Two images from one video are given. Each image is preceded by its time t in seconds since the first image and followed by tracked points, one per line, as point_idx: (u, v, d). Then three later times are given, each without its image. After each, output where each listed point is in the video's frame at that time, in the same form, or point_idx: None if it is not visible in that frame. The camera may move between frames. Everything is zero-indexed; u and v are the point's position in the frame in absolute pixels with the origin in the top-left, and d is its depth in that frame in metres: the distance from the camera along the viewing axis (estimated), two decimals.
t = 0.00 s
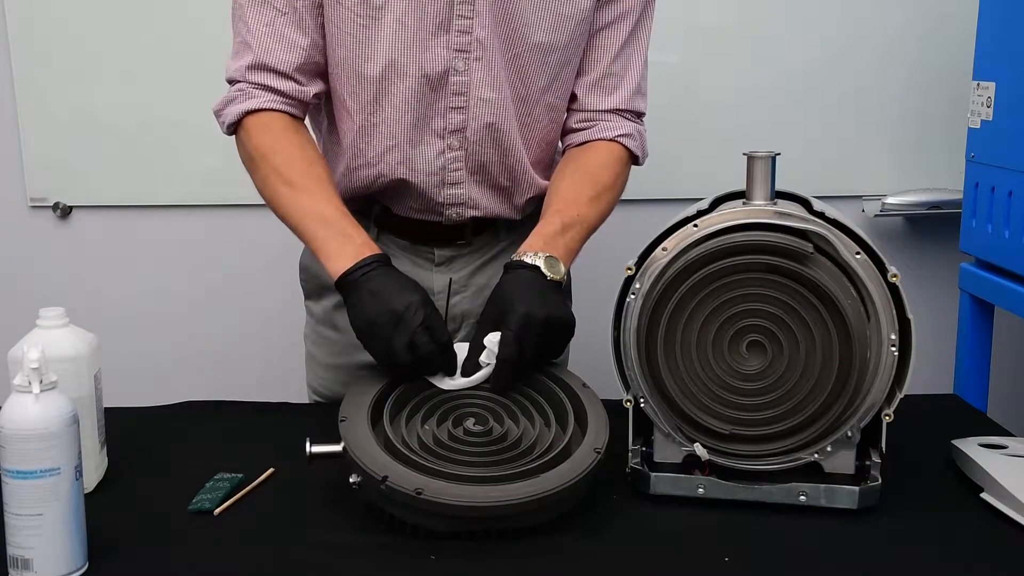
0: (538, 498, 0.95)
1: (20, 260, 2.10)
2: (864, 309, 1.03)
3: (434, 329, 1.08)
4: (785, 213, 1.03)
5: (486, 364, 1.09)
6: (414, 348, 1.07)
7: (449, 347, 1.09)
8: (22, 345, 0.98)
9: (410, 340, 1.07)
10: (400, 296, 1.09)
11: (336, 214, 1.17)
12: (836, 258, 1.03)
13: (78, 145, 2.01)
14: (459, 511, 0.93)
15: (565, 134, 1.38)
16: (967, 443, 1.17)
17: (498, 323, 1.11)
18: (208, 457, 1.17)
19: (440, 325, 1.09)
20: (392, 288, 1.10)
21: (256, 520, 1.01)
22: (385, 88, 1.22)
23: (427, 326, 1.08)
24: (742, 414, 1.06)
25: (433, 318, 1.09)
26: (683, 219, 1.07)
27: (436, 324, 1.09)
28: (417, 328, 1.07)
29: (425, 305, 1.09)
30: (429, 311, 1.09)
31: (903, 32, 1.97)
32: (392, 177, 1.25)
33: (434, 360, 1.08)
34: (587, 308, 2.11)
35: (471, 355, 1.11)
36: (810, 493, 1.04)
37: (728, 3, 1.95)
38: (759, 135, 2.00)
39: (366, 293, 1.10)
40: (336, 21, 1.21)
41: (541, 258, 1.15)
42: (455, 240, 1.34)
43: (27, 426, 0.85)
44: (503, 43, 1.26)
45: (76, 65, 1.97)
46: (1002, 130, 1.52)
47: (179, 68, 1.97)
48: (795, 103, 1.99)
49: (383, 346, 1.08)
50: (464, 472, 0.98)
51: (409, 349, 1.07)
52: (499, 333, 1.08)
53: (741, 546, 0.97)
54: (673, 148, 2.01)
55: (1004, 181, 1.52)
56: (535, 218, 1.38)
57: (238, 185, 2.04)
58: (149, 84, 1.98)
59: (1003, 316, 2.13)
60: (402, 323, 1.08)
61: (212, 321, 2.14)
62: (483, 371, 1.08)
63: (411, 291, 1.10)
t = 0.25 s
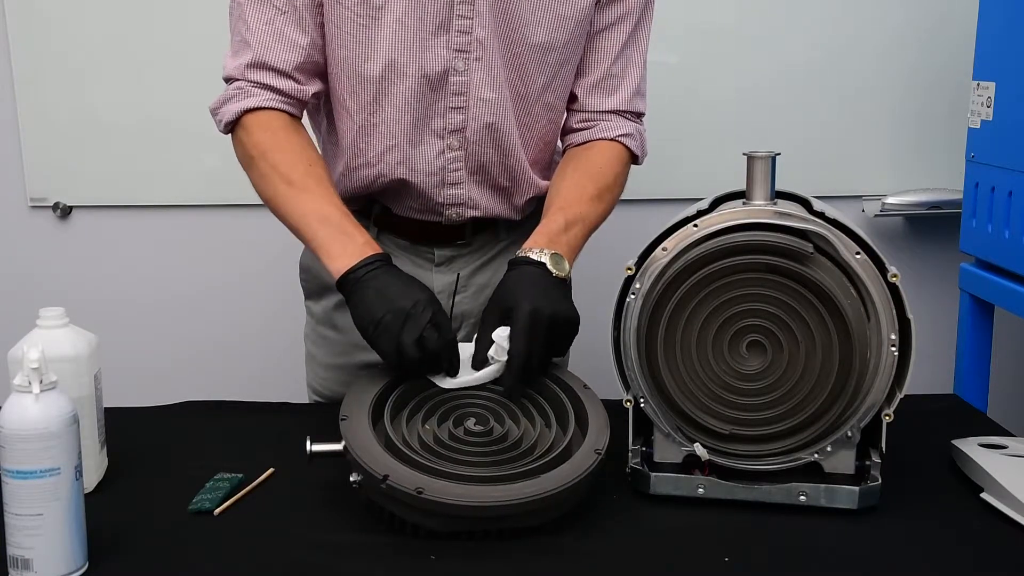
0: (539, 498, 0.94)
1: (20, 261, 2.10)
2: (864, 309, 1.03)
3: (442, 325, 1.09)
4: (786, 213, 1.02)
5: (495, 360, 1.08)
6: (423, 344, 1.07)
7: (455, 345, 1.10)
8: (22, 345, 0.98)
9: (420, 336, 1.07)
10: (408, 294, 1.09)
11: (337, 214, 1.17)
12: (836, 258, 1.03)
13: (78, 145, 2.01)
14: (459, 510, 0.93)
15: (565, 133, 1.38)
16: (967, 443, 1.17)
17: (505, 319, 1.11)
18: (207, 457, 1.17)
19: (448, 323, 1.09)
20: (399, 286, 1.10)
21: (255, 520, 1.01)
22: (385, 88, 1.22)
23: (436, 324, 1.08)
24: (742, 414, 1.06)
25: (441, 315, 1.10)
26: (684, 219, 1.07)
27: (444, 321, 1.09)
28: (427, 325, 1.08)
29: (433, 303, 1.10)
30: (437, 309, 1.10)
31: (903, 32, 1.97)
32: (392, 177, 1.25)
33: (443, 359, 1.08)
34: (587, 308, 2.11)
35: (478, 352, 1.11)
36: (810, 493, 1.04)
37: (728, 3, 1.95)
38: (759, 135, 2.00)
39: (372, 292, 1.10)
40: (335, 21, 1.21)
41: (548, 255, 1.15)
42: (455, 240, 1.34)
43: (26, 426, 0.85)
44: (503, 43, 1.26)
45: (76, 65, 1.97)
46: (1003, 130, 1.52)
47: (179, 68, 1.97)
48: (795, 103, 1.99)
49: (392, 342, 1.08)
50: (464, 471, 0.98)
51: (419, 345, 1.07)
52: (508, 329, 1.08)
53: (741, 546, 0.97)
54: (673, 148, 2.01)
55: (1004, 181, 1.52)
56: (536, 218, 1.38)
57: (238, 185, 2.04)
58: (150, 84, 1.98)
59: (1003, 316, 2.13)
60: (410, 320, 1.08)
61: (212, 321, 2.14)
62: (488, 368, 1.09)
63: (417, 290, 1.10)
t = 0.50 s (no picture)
0: (539, 499, 0.94)
1: (20, 261, 2.10)
2: (864, 309, 1.03)
3: (442, 326, 1.09)
4: (785, 213, 1.02)
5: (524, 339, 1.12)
6: (424, 344, 1.07)
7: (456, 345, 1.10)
8: (22, 345, 0.98)
9: (421, 336, 1.07)
10: (407, 295, 1.10)
11: (335, 216, 1.17)
12: (836, 258, 1.03)
13: (78, 145, 2.01)
14: (459, 510, 0.93)
15: (565, 127, 1.41)
16: (967, 443, 1.17)
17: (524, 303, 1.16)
18: (207, 457, 1.17)
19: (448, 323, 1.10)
20: (398, 287, 1.10)
21: (255, 520, 1.01)
22: (385, 89, 1.22)
23: (436, 324, 1.09)
24: (742, 414, 1.06)
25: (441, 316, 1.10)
26: (683, 219, 1.07)
27: (444, 321, 1.09)
28: (427, 325, 1.08)
29: (431, 303, 1.10)
30: (436, 309, 1.10)
31: (903, 32, 1.97)
32: (393, 178, 1.25)
33: (443, 360, 1.08)
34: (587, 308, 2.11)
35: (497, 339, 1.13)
36: (810, 493, 1.04)
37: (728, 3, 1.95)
38: (759, 135, 2.00)
39: (371, 293, 1.10)
40: (335, 21, 1.21)
41: (557, 243, 1.21)
42: (455, 240, 1.34)
43: (26, 427, 0.84)
44: (503, 43, 1.26)
45: (76, 65, 1.97)
46: (1003, 130, 1.52)
47: (179, 68, 1.97)
48: (795, 103, 1.99)
49: (392, 342, 1.08)
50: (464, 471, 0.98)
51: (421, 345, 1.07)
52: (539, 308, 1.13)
53: (741, 547, 0.97)
54: (674, 148, 2.01)
55: (1004, 181, 1.52)
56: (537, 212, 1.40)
57: (238, 185, 2.04)
58: (150, 84, 1.98)
59: (1003, 316, 2.13)
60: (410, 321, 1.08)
61: (212, 321, 2.14)
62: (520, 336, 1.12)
63: (417, 291, 1.10)
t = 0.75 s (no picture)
0: (538, 499, 0.94)
1: (20, 261, 2.10)
2: (864, 309, 1.03)
3: (442, 326, 1.10)
4: (786, 213, 1.02)
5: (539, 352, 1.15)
6: (424, 345, 1.08)
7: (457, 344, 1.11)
8: (22, 345, 0.98)
9: (421, 337, 1.08)
10: (407, 296, 1.10)
11: (335, 216, 1.17)
12: (836, 258, 1.03)
13: (78, 145, 2.01)
14: (459, 511, 0.93)
15: (562, 130, 1.42)
16: (967, 443, 1.17)
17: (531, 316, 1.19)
18: (207, 457, 1.17)
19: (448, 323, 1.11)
20: (396, 288, 1.11)
21: (255, 520, 1.01)
22: (385, 88, 1.22)
23: (437, 325, 1.09)
24: (742, 414, 1.06)
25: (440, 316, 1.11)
26: (683, 219, 1.07)
27: (444, 321, 1.10)
28: (427, 326, 1.09)
29: (430, 304, 1.11)
30: (436, 309, 1.11)
31: (903, 32, 1.97)
32: (393, 177, 1.25)
33: (443, 360, 1.09)
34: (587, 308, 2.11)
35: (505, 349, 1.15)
36: (810, 493, 1.04)
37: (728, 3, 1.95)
38: (759, 135, 2.00)
39: (370, 294, 1.11)
40: (336, 21, 1.21)
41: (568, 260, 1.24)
42: (455, 240, 1.34)
43: (26, 427, 0.85)
44: (503, 43, 1.26)
45: (76, 65, 1.97)
46: (1003, 130, 1.52)
47: (179, 68, 1.97)
48: (795, 103, 1.99)
49: (392, 342, 1.09)
50: (464, 471, 0.98)
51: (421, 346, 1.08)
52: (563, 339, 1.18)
53: (741, 547, 0.97)
54: (674, 148, 2.01)
55: (1004, 181, 1.52)
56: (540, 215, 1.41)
57: (238, 185, 2.04)
58: (150, 84, 1.98)
59: (1003, 316, 2.13)
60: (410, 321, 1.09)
61: (212, 321, 2.14)
62: (546, 356, 1.14)
63: (416, 291, 1.11)
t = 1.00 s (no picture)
0: (538, 499, 0.94)
1: (20, 260, 2.10)
2: (864, 309, 1.03)
3: (449, 327, 1.10)
4: (786, 213, 1.03)
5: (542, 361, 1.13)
6: (434, 346, 1.08)
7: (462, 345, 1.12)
8: (22, 345, 0.98)
9: (431, 339, 1.08)
10: (411, 299, 1.10)
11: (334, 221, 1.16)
12: (836, 258, 1.03)
13: (78, 145, 2.01)
14: (459, 510, 0.93)
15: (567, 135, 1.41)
16: (967, 443, 1.17)
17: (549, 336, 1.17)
18: (208, 457, 1.17)
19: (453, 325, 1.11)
20: (399, 291, 1.11)
21: (256, 520, 1.01)
22: (386, 87, 1.22)
23: (443, 325, 1.10)
24: (742, 414, 1.06)
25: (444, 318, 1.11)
26: (683, 219, 1.07)
27: (449, 322, 1.11)
28: (435, 327, 1.09)
29: (433, 306, 1.11)
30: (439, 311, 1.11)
31: (903, 32, 1.97)
32: (393, 176, 1.25)
33: (452, 360, 1.09)
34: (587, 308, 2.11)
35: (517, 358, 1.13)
36: (810, 493, 1.04)
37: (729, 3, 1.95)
38: (759, 135, 2.00)
39: (374, 299, 1.10)
40: (336, 20, 1.21)
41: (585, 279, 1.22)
42: (455, 238, 1.34)
43: (26, 427, 0.84)
44: (503, 42, 1.26)
45: (76, 65, 1.97)
46: (1003, 130, 1.52)
47: (179, 68, 1.97)
48: (795, 103, 1.99)
49: (400, 347, 1.08)
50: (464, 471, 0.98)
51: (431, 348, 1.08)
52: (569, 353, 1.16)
53: (741, 546, 0.97)
54: (673, 148, 2.01)
55: (1004, 181, 1.52)
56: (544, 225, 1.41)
57: (238, 185, 2.04)
58: (150, 84, 1.98)
59: (1004, 316, 2.13)
60: (417, 324, 1.09)
61: (212, 321, 2.14)
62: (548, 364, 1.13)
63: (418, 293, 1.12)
